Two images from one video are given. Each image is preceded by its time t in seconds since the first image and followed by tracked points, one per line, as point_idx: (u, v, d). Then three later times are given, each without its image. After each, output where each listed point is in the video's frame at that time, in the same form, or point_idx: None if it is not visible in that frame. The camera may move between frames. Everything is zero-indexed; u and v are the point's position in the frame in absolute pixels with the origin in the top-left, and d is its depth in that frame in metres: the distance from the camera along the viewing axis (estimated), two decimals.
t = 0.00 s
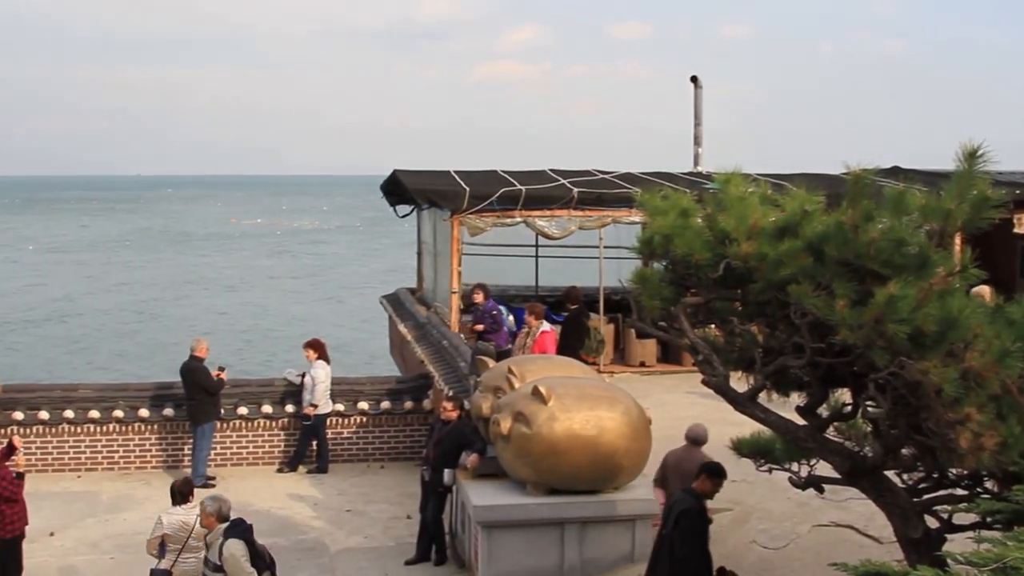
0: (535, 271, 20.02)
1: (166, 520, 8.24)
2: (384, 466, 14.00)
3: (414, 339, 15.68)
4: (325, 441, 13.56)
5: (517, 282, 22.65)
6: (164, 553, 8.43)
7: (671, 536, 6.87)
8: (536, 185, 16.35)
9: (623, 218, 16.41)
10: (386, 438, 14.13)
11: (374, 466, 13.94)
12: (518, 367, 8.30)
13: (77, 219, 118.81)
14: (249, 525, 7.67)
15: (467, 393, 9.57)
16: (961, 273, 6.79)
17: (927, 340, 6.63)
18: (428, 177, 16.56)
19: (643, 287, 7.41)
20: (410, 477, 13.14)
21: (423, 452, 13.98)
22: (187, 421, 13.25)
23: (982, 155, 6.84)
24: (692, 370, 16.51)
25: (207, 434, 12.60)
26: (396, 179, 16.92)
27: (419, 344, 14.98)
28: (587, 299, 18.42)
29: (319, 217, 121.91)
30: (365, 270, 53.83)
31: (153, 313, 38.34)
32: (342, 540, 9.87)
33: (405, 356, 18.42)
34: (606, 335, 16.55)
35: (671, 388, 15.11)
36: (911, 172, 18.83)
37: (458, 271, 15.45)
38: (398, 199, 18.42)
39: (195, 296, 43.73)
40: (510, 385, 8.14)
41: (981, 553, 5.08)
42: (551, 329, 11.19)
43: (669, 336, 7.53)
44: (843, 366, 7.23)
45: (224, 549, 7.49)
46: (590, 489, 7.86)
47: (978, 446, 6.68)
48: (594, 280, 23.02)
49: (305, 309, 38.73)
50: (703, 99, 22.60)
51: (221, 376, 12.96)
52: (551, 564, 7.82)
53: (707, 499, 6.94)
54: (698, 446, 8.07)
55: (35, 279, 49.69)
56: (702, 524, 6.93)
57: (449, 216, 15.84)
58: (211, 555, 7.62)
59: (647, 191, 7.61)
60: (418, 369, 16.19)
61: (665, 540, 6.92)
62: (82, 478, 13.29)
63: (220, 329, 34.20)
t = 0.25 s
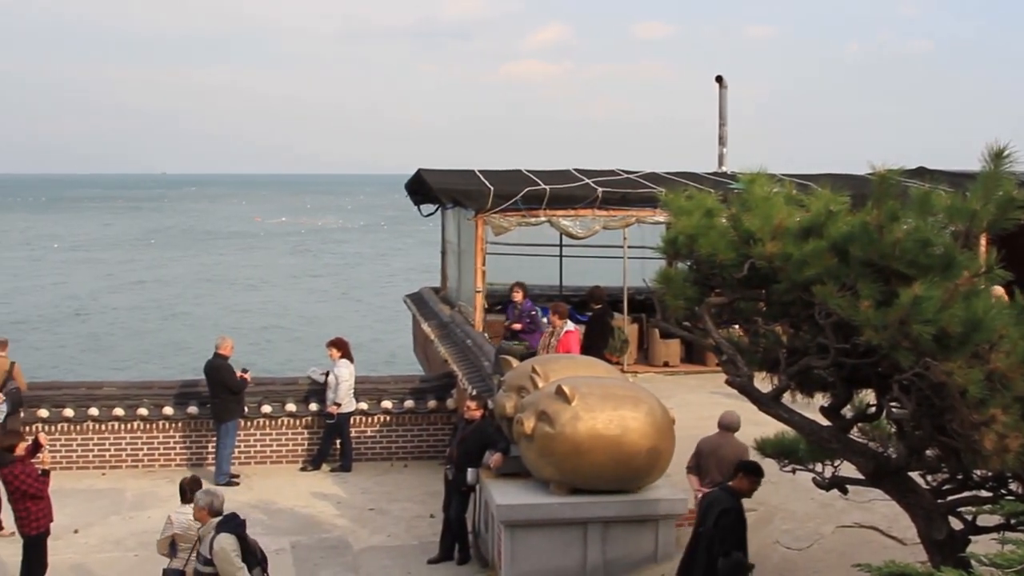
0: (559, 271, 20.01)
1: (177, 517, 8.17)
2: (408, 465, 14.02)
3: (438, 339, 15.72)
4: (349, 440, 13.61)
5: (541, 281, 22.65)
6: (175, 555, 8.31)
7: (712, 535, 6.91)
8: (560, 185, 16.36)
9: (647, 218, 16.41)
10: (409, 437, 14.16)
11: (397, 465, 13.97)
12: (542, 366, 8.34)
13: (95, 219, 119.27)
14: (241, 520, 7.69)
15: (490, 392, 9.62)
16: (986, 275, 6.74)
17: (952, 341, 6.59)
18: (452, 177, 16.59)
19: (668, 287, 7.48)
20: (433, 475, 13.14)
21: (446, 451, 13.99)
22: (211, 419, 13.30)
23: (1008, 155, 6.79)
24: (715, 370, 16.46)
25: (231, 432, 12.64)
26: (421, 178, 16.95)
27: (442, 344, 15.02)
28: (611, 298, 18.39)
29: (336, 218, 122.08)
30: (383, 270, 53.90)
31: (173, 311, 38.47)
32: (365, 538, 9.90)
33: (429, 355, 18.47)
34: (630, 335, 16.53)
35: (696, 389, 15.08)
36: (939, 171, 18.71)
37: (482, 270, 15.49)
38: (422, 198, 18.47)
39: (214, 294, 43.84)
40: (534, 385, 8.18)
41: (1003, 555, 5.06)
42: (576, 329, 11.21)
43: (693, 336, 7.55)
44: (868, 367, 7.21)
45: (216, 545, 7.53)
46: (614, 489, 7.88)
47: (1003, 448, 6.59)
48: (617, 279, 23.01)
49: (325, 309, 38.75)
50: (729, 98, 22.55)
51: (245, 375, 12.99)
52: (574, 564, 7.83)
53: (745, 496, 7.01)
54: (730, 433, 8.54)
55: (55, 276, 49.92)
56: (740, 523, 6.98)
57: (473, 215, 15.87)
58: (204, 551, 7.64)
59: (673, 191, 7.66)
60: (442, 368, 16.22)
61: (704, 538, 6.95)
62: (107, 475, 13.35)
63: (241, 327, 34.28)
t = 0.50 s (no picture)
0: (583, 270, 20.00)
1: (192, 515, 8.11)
2: (431, 464, 14.05)
3: (462, 337, 15.75)
4: (373, 438, 13.64)
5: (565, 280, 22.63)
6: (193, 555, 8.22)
7: (756, 521, 7.39)
8: (585, 184, 16.36)
9: (671, 218, 16.41)
10: (433, 436, 14.19)
11: (420, 464, 14.00)
12: (565, 366, 8.37)
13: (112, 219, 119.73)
14: (237, 520, 7.69)
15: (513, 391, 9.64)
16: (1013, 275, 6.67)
17: (977, 341, 6.54)
18: (477, 176, 16.61)
19: (692, 287, 7.51)
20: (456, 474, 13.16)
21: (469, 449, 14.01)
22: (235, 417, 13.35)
23: None
24: (739, 370, 16.43)
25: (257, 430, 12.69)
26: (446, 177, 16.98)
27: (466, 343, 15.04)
28: (635, 298, 18.38)
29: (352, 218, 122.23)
30: (401, 269, 53.93)
31: (193, 309, 38.59)
32: (388, 537, 9.93)
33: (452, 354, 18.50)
34: (654, 334, 16.51)
35: (719, 389, 15.05)
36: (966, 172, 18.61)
37: (506, 269, 15.50)
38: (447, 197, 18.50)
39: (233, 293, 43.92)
40: (557, 384, 8.20)
41: None
42: (599, 328, 11.23)
43: (717, 336, 7.56)
44: (893, 367, 7.20)
45: (208, 544, 7.55)
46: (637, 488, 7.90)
47: None
48: (641, 278, 22.97)
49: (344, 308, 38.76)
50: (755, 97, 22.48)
51: (270, 375, 13.03)
52: (597, 564, 7.85)
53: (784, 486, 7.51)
54: (757, 429, 8.59)
55: (75, 274, 50.17)
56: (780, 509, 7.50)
57: (497, 214, 15.89)
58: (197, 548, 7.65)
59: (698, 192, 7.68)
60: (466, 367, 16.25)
61: (747, 523, 7.43)
62: (131, 473, 13.41)
63: (261, 326, 34.37)
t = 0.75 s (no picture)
0: (607, 269, 19.99)
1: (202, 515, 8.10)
2: (454, 463, 14.06)
3: (486, 337, 15.78)
4: (396, 437, 13.66)
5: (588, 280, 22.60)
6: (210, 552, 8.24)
7: (797, 509, 7.55)
8: (609, 183, 16.37)
9: (695, 218, 16.42)
10: (456, 434, 14.21)
11: (443, 463, 14.01)
12: (589, 366, 8.41)
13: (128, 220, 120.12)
14: (226, 523, 7.64)
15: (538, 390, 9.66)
16: None
17: (1002, 341, 6.48)
18: (501, 175, 16.63)
19: (717, 287, 7.51)
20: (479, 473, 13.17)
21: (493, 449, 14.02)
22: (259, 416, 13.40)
23: None
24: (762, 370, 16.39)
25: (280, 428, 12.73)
26: (470, 176, 17.00)
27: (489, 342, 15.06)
28: (659, 298, 18.36)
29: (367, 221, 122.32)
30: (419, 269, 53.94)
31: (213, 308, 38.69)
32: (411, 535, 9.95)
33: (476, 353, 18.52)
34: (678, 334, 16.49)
35: (743, 389, 15.02)
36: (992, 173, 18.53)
37: (530, 268, 15.51)
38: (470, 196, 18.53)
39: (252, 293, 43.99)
40: (581, 384, 8.24)
41: None
42: (620, 327, 11.21)
43: (741, 336, 7.56)
44: (918, 367, 7.20)
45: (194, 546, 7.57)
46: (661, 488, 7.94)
47: None
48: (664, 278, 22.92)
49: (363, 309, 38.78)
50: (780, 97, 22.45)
51: (294, 373, 13.07)
52: (620, 564, 7.87)
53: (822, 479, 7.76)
54: (782, 416, 8.60)
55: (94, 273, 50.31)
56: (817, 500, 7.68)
57: (521, 213, 15.90)
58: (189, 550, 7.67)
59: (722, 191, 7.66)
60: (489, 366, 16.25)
61: (787, 511, 7.58)
62: (154, 471, 13.46)
63: (281, 324, 34.44)
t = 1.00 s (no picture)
0: (631, 268, 19.97)
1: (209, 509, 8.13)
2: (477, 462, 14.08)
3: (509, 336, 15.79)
4: (420, 436, 13.68)
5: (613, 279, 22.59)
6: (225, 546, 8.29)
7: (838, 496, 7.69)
8: (634, 182, 16.37)
9: (720, 217, 16.40)
10: (479, 433, 14.23)
11: (466, 462, 14.03)
12: (613, 365, 8.43)
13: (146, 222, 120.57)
14: (210, 516, 7.66)
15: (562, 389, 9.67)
16: None
17: None
18: (525, 175, 16.65)
19: (741, 286, 7.48)
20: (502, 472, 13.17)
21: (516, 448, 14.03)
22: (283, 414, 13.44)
23: None
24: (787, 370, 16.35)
25: (303, 426, 12.75)
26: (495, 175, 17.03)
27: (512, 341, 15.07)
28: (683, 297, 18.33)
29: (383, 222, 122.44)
30: (438, 269, 53.91)
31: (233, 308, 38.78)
32: (434, 534, 9.98)
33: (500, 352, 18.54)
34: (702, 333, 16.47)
35: (768, 389, 14.98)
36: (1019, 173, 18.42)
37: (554, 267, 15.51)
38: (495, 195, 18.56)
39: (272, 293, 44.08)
40: (604, 383, 8.26)
41: None
42: (644, 328, 11.17)
43: (765, 335, 7.55)
44: (943, 367, 7.20)
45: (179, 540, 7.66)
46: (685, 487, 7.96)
47: None
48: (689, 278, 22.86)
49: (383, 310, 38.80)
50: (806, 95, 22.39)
51: (318, 372, 13.10)
52: (644, 563, 7.88)
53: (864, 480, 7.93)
54: (811, 407, 8.59)
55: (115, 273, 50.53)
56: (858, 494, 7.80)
57: (545, 213, 15.92)
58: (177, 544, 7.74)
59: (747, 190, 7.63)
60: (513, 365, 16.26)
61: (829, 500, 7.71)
62: (178, 469, 13.53)
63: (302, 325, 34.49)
